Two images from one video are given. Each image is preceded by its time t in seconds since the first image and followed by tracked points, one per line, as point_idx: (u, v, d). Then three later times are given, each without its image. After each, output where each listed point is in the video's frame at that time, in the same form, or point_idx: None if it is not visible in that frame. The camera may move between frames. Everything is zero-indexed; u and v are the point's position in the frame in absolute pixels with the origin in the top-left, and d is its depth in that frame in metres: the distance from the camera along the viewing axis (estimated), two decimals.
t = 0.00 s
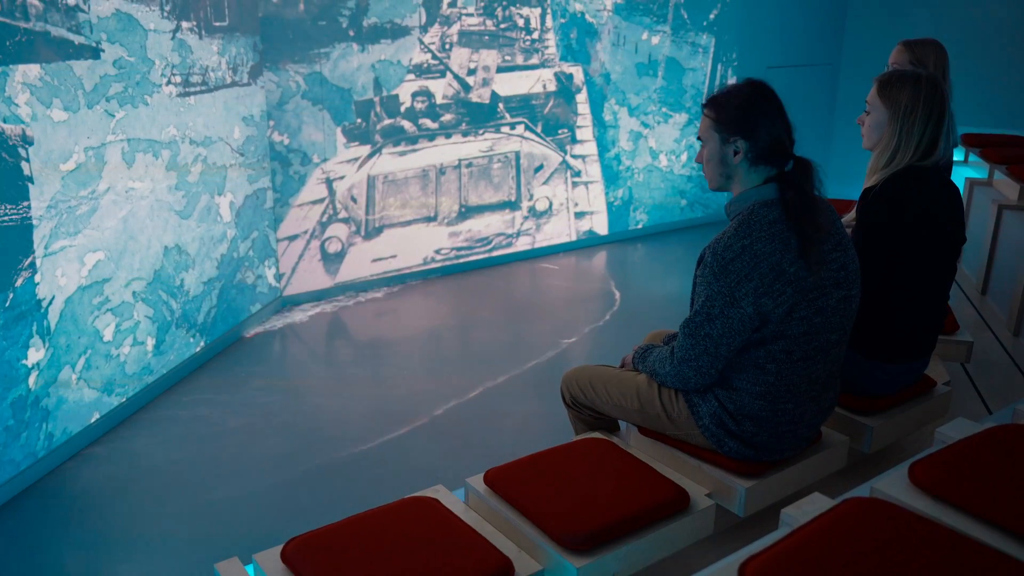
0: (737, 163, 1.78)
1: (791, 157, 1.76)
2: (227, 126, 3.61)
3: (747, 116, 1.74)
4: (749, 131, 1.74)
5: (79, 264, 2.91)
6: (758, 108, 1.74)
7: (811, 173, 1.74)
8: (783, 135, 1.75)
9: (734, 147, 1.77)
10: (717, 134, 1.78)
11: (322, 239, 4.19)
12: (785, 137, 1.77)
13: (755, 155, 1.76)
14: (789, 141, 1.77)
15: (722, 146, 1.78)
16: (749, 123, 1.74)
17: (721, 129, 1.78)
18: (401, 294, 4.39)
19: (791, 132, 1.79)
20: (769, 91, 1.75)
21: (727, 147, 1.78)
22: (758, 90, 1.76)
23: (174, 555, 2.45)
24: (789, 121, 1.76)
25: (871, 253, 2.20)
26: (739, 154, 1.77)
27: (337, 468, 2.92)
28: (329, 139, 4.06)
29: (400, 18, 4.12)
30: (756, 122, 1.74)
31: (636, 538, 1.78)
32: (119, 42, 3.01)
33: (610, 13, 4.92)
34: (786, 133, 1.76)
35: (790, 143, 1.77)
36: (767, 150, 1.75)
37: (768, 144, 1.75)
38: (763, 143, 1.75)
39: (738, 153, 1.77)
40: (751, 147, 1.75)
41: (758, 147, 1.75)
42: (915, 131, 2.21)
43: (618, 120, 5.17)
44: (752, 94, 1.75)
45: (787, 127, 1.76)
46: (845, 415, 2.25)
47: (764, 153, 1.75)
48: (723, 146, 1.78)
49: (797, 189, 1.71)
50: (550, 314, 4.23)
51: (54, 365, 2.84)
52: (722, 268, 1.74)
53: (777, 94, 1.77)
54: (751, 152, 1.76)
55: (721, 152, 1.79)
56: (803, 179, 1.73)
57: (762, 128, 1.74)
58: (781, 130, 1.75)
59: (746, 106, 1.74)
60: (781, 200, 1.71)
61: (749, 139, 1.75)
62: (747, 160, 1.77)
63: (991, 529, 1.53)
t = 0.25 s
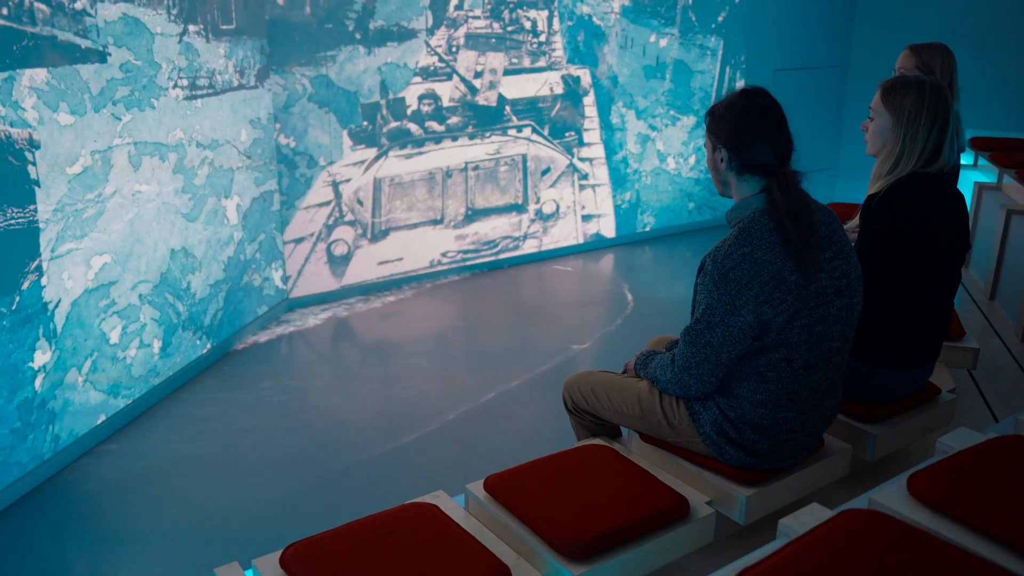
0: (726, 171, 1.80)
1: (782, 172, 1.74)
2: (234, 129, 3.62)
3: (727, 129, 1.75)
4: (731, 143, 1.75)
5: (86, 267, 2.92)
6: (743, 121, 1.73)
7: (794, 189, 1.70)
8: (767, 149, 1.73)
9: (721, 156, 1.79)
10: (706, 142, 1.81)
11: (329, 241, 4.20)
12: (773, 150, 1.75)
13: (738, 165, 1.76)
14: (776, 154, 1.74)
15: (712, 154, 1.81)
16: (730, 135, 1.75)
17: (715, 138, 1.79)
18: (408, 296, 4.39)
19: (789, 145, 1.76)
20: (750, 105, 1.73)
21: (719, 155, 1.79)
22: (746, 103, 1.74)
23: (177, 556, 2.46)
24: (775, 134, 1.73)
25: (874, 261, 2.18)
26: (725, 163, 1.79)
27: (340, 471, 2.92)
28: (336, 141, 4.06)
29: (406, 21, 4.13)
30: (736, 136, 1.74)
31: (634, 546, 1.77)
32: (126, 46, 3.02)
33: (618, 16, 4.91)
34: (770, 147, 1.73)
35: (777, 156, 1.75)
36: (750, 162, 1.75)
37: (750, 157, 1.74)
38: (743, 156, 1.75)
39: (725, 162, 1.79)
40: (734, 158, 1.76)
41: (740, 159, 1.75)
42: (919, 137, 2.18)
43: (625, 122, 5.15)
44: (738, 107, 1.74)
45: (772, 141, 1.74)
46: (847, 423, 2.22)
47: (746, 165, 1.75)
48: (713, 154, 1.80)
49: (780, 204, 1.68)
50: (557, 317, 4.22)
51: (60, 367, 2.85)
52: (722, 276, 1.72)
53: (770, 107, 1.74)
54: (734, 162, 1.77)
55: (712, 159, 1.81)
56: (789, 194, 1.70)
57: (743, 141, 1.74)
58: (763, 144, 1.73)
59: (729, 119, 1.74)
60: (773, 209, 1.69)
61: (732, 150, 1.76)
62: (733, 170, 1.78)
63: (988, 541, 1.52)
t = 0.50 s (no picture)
0: (731, 176, 1.79)
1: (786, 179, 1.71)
2: (246, 132, 3.64)
3: (730, 135, 1.74)
4: (735, 151, 1.74)
5: (98, 268, 2.93)
6: (747, 126, 1.71)
7: (796, 195, 1.68)
8: (769, 156, 1.71)
9: (726, 161, 1.78)
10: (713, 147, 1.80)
11: (340, 243, 4.20)
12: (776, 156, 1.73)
13: (742, 171, 1.75)
14: (779, 160, 1.72)
15: (717, 159, 1.80)
16: (732, 141, 1.74)
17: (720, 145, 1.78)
18: (419, 299, 4.39)
19: (794, 152, 1.73)
20: (755, 109, 1.72)
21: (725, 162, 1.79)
22: (751, 108, 1.72)
23: (185, 556, 2.46)
24: (779, 140, 1.71)
25: (885, 268, 2.16)
26: (730, 168, 1.78)
27: (348, 472, 2.92)
28: (347, 144, 4.07)
29: (418, 24, 4.13)
30: (739, 141, 1.72)
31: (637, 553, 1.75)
32: (139, 49, 3.04)
33: (631, 18, 4.89)
34: (773, 153, 1.71)
35: (780, 163, 1.73)
36: (752, 168, 1.73)
37: (753, 162, 1.73)
38: (746, 162, 1.73)
39: (730, 167, 1.78)
40: (737, 163, 1.75)
41: (743, 164, 1.74)
42: (929, 144, 2.15)
43: (638, 125, 5.13)
44: (743, 111, 1.72)
45: (776, 148, 1.71)
46: (856, 431, 2.24)
47: (749, 171, 1.74)
48: (718, 159, 1.80)
49: (780, 210, 1.66)
50: (568, 319, 4.20)
51: (72, 368, 2.87)
52: (728, 283, 1.70)
53: (777, 113, 1.72)
54: (738, 168, 1.76)
55: (718, 164, 1.80)
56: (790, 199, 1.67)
57: (746, 148, 1.72)
58: (766, 150, 1.71)
59: (732, 124, 1.73)
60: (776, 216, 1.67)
61: (735, 156, 1.75)
62: (737, 175, 1.77)
63: (990, 554, 1.51)
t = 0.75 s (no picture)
0: (739, 183, 1.77)
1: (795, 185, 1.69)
2: (259, 134, 3.65)
3: (736, 142, 1.72)
4: (743, 157, 1.72)
5: (110, 270, 2.95)
6: (754, 133, 1.70)
7: (804, 202, 1.65)
8: (778, 163, 1.69)
9: (733, 168, 1.77)
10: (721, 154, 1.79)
11: (351, 246, 4.21)
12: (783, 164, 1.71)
13: (748, 177, 1.74)
14: (787, 167, 1.70)
15: (726, 166, 1.79)
16: (739, 148, 1.73)
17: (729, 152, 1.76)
18: (430, 301, 4.40)
19: (803, 159, 1.71)
20: (763, 116, 1.70)
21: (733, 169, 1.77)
22: (758, 115, 1.70)
23: (193, 558, 2.47)
24: (786, 147, 1.69)
25: (895, 275, 2.14)
26: (738, 175, 1.77)
27: (356, 474, 2.92)
28: (359, 146, 4.08)
29: (431, 27, 4.13)
30: (746, 148, 1.71)
31: (640, 560, 1.73)
32: (152, 52, 3.05)
33: (645, 21, 4.86)
34: (781, 160, 1.69)
35: (788, 169, 1.70)
36: (760, 174, 1.72)
37: (760, 169, 1.71)
38: (753, 168, 1.72)
39: (738, 173, 1.76)
40: (744, 170, 1.74)
41: (750, 171, 1.73)
42: (939, 150, 2.12)
43: (651, 128, 5.11)
44: (750, 118, 1.71)
45: (783, 155, 1.69)
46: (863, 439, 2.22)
47: (756, 177, 1.73)
48: (726, 165, 1.78)
49: (786, 216, 1.63)
50: (579, 322, 4.19)
51: (84, 370, 2.89)
52: (733, 290, 1.68)
53: (786, 120, 1.70)
54: (745, 175, 1.74)
55: (726, 171, 1.79)
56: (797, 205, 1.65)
57: (755, 155, 1.70)
58: (773, 157, 1.69)
59: (740, 131, 1.72)
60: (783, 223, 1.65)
61: (742, 162, 1.74)
62: (745, 182, 1.76)
63: (992, 566, 1.52)
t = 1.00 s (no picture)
0: (741, 189, 1.76)
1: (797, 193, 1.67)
2: (267, 138, 3.66)
3: (738, 148, 1.70)
4: (745, 164, 1.70)
5: (117, 274, 2.96)
6: (757, 140, 1.68)
7: (805, 210, 1.63)
8: (779, 171, 1.68)
9: (735, 174, 1.75)
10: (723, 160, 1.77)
11: (358, 250, 4.22)
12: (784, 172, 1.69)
13: (749, 184, 1.72)
14: (789, 175, 1.68)
15: (727, 172, 1.77)
16: (741, 155, 1.71)
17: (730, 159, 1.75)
18: (437, 305, 4.40)
19: (805, 167, 1.70)
20: (766, 123, 1.68)
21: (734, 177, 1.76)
22: (761, 122, 1.68)
23: (196, 562, 2.47)
24: (788, 155, 1.67)
25: (899, 283, 2.11)
26: (739, 181, 1.75)
27: (360, 478, 2.91)
28: (366, 150, 4.08)
29: (438, 31, 4.13)
30: (747, 155, 1.69)
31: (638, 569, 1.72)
32: (160, 57, 3.05)
33: (654, 25, 4.84)
34: (783, 168, 1.68)
35: (790, 177, 1.69)
36: (761, 182, 1.70)
37: (761, 176, 1.69)
38: (754, 175, 1.70)
39: (739, 180, 1.75)
40: (745, 177, 1.72)
41: (751, 178, 1.71)
42: (944, 157, 2.10)
43: (660, 133, 5.08)
44: (754, 125, 1.69)
45: (784, 163, 1.68)
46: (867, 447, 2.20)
47: (757, 185, 1.71)
48: (727, 171, 1.77)
49: (787, 224, 1.62)
50: (585, 327, 4.17)
51: (90, 373, 2.90)
52: (734, 298, 1.66)
53: (790, 127, 1.68)
54: (746, 181, 1.73)
55: (728, 177, 1.77)
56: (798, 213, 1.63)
57: (756, 162, 1.68)
58: (774, 164, 1.67)
59: (742, 138, 1.70)
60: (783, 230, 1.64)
61: (744, 169, 1.72)
62: (746, 188, 1.74)
63: None
